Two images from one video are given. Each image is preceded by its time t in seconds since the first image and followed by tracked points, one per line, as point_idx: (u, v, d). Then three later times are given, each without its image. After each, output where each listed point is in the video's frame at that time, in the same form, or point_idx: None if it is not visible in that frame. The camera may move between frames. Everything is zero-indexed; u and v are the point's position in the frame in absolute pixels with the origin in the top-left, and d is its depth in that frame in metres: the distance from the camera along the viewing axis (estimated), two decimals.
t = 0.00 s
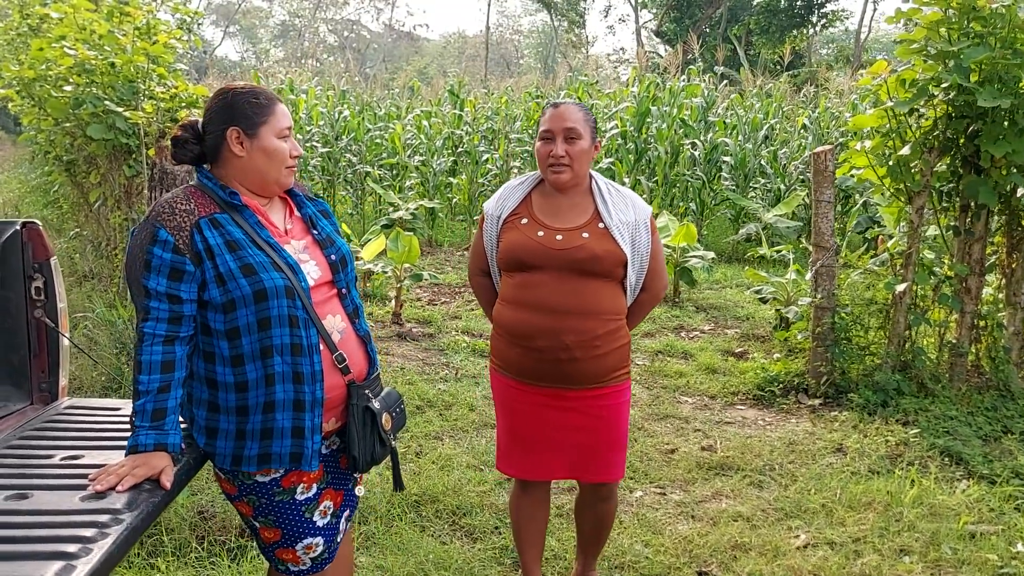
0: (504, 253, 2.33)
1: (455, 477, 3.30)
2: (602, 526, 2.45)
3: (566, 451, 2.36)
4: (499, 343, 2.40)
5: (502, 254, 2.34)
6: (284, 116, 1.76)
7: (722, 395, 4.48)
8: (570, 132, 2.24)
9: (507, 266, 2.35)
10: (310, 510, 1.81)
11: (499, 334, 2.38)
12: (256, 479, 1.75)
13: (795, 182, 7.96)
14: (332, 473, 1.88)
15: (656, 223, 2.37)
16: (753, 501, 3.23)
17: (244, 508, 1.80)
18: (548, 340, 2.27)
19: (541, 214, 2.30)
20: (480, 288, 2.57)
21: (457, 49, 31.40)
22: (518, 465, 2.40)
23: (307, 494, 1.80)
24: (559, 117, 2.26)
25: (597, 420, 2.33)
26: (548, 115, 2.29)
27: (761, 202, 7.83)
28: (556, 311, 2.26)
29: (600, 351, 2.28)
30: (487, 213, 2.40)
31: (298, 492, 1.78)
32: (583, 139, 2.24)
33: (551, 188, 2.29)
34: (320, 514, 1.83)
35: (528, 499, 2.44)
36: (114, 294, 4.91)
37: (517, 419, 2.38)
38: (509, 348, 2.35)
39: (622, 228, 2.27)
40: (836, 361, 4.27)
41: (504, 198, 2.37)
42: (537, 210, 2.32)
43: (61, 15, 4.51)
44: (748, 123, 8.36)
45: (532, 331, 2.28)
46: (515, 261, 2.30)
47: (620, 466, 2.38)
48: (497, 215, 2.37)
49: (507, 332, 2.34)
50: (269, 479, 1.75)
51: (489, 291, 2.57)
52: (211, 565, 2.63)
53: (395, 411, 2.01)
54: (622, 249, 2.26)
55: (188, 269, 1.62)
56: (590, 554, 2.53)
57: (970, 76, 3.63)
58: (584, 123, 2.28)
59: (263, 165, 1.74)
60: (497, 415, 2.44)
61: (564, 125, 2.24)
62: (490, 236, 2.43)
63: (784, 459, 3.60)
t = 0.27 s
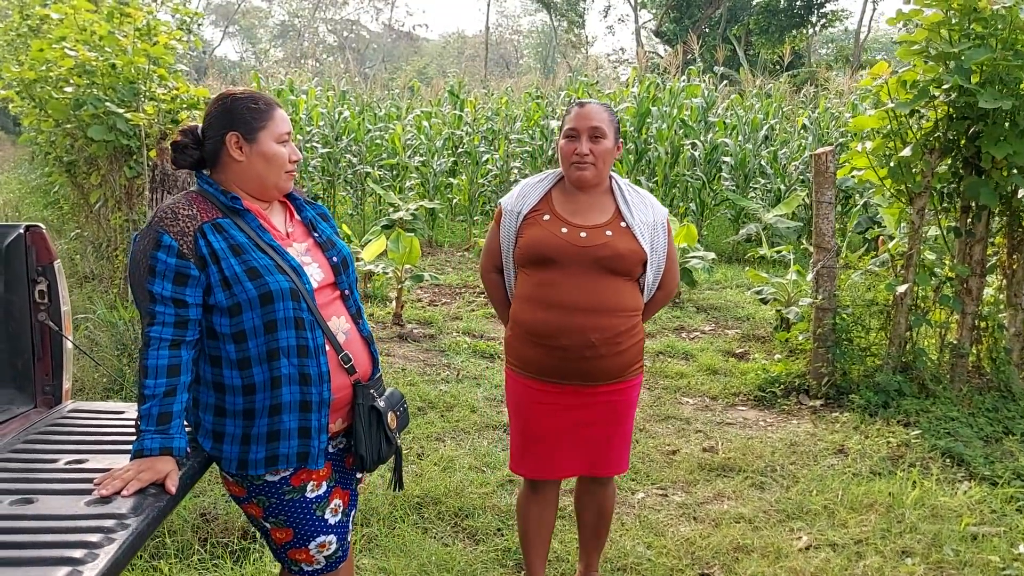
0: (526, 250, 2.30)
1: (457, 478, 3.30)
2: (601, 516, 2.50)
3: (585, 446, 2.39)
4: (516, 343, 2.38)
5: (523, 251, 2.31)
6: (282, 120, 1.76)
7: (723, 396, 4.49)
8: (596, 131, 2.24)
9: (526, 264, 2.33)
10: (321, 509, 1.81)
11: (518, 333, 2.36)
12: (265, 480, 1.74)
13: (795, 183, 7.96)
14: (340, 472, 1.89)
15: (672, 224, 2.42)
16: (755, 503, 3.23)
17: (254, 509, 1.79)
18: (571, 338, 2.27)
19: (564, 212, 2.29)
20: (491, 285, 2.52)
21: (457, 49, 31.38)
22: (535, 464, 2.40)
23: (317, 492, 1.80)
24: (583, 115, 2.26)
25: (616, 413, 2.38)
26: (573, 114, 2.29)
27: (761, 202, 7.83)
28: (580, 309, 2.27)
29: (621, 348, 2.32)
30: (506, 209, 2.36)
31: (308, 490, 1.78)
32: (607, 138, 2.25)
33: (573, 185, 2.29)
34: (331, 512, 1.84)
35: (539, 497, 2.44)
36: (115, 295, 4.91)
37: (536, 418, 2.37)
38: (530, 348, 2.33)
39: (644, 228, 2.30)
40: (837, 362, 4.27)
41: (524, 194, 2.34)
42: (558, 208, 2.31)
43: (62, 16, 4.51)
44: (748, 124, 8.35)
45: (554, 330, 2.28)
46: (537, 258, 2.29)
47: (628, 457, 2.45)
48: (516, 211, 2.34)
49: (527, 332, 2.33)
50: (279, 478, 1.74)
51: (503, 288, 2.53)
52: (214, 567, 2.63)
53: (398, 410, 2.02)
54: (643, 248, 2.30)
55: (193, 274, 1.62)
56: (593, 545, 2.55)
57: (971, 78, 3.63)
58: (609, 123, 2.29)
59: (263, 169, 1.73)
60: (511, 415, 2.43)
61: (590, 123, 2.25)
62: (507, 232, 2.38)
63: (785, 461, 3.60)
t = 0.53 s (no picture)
0: (543, 252, 2.28)
1: (457, 479, 3.30)
2: (603, 513, 2.51)
3: (597, 441, 2.41)
4: (530, 343, 2.36)
5: (540, 252, 2.29)
6: (283, 121, 1.75)
7: (723, 397, 4.49)
8: (607, 134, 2.25)
9: (540, 264, 2.32)
10: (323, 511, 1.81)
11: (533, 335, 2.35)
12: (269, 481, 1.74)
13: (795, 183, 7.96)
14: (342, 474, 1.89)
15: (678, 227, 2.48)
16: (755, 503, 3.23)
17: (256, 511, 1.79)
18: (590, 338, 2.28)
19: (581, 214, 2.29)
20: (498, 284, 2.48)
21: (456, 49, 31.35)
22: (549, 465, 2.39)
23: (320, 495, 1.79)
24: (596, 119, 2.28)
25: (628, 407, 2.43)
26: (585, 117, 2.30)
27: (761, 202, 7.82)
28: (600, 309, 2.28)
29: (634, 346, 2.35)
30: (520, 208, 2.32)
31: (311, 493, 1.77)
32: (619, 141, 2.27)
33: (585, 188, 2.30)
34: (333, 514, 1.83)
35: (547, 497, 2.44)
36: (114, 295, 4.91)
37: (551, 419, 2.37)
38: (548, 348, 2.32)
39: (658, 232, 2.35)
40: (837, 362, 4.27)
41: (539, 195, 2.32)
42: (575, 209, 2.31)
43: (61, 16, 4.51)
44: (747, 124, 8.33)
45: (572, 330, 2.29)
46: (556, 259, 2.28)
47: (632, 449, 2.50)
48: (531, 211, 2.31)
49: (544, 332, 2.32)
50: (283, 480, 1.74)
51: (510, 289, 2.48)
52: (214, 568, 2.62)
53: (401, 410, 2.01)
54: (657, 251, 2.35)
55: (199, 275, 1.62)
56: (595, 543, 2.56)
57: (971, 78, 3.63)
58: (625, 127, 2.32)
59: (263, 171, 1.73)
60: (523, 417, 2.40)
61: (602, 126, 2.26)
62: (519, 233, 2.34)
63: (786, 461, 3.60)
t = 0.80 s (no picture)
0: (552, 252, 2.26)
1: (457, 479, 3.29)
2: (605, 513, 2.51)
3: (604, 440, 2.42)
4: (537, 344, 2.35)
5: (548, 253, 2.27)
6: (286, 122, 1.75)
7: (723, 397, 4.48)
8: (608, 138, 2.26)
9: (547, 264, 2.30)
10: (322, 511, 1.80)
11: (540, 336, 2.34)
12: (268, 481, 1.73)
13: (795, 182, 7.95)
14: (342, 475, 1.89)
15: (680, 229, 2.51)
16: (755, 503, 3.22)
17: (255, 512, 1.79)
18: (601, 338, 2.29)
19: (590, 216, 2.29)
20: (502, 284, 2.42)
21: (455, 49, 31.34)
22: (558, 466, 2.38)
23: (319, 496, 1.79)
24: (601, 122, 2.29)
25: (634, 405, 2.45)
26: (591, 121, 2.32)
27: (761, 202, 7.82)
28: (610, 309, 2.29)
29: (642, 343, 2.37)
30: (529, 208, 2.27)
31: (310, 494, 1.77)
32: (622, 145, 2.27)
33: (590, 190, 2.30)
34: (332, 515, 1.83)
35: (551, 500, 2.42)
36: (113, 295, 4.90)
37: (561, 420, 2.36)
38: (557, 350, 2.31)
39: (665, 236, 2.38)
40: (837, 362, 4.26)
41: (548, 195, 2.29)
42: (584, 211, 2.29)
43: (59, 16, 4.50)
44: (748, 123, 8.22)
45: (582, 330, 2.29)
46: (566, 261, 2.26)
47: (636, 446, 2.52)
48: (540, 211, 2.26)
49: (553, 333, 2.31)
50: (282, 481, 1.74)
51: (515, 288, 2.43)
52: (213, 569, 2.61)
53: (401, 410, 2.01)
54: (664, 254, 2.38)
55: (201, 275, 1.62)
56: (597, 543, 2.55)
57: (971, 77, 3.62)
58: (632, 131, 2.32)
59: (265, 171, 1.72)
60: (530, 419, 2.38)
61: (604, 131, 2.27)
62: (528, 234, 2.28)
63: (786, 461, 3.59)
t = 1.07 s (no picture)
0: (551, 251, 2.27)
1: (456, 479, 3.29)
2: (605, 512, 2.51)
3: (604, 438, 2.41)
4: (537, 342, 2.36)
5: (548, 252, 2.28)
6: (287, 121, 1.75)
7: (722, 396, 4.48)
8: (613, 134, 2.26)
9: (548, 262, 2.31)
10: (320, 512, 1.81)
11: (540, 333, 2.35)
12: (266, 482, 1.73)
13: (794, 182, 7.95)
14: (340, 475, 1.89)
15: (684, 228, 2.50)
16: (754, 503, 3.22)
17: (253, 511, 1.79)
18: (599, 335, 2.29)
19: (589, 215, 2.29)
20: (503, 273, 2.46)
21: (455, 49, 31.33)
22: (557, 464, 2.38)
23: (317, 497, 1.79)
24: (606, 120, 2.31)
25: (636, 404, 2.44)
26: (596, 117, 2.33)
27: (760, 202, 7.82)
28: (609, 307, 2.29)
29: (641, 342, 2.36)
30: (528, 206, 2.29)
31: (308, 494, 1.77)
32: (626, 142, 2.27)
33: (592, 189, 2.30)
34: (329, 515, 1.83)
35: (550, 498, 2.42)
36: (112, 295, 4.90)
37: (561, 418, 2.36)
38: (557, 347, 2.32)
39: (666, 233, 2.37)
40: (836, 362, 4.26)
41: (548, 193, 2.30)
42: (584, 209, 2.30)
43: (58, 15, 4.51)
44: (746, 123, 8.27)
45: (579, 328, 2.29)
46: (564, 259, 2.27)
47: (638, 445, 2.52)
48: (539, 209, 2.28)
49: (553, 331, 2.32)
50: (280, 481, 1.74)
51: (514, 277, 2.46)
52: (211, 569, 2.61)
53: (399, 410, 2.01)
54: (664, 252, 2.37)
55: (200, 274, 1.61)
56: (597, 543, 2.55)
57: (970, 77, 3.62)
58: (633, 129, 2.32)
59: (265, 170, 1.72)
60: (531, 417, 2.39)
61: (609, 127, 2.28)
62: (527, 230, 2.31)
63: (784, 461, 3.59)
